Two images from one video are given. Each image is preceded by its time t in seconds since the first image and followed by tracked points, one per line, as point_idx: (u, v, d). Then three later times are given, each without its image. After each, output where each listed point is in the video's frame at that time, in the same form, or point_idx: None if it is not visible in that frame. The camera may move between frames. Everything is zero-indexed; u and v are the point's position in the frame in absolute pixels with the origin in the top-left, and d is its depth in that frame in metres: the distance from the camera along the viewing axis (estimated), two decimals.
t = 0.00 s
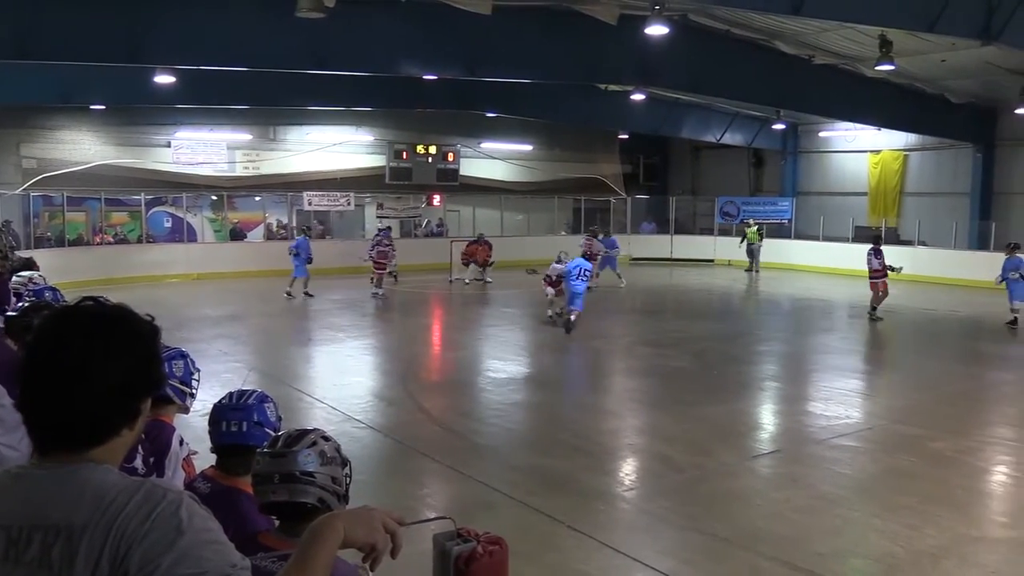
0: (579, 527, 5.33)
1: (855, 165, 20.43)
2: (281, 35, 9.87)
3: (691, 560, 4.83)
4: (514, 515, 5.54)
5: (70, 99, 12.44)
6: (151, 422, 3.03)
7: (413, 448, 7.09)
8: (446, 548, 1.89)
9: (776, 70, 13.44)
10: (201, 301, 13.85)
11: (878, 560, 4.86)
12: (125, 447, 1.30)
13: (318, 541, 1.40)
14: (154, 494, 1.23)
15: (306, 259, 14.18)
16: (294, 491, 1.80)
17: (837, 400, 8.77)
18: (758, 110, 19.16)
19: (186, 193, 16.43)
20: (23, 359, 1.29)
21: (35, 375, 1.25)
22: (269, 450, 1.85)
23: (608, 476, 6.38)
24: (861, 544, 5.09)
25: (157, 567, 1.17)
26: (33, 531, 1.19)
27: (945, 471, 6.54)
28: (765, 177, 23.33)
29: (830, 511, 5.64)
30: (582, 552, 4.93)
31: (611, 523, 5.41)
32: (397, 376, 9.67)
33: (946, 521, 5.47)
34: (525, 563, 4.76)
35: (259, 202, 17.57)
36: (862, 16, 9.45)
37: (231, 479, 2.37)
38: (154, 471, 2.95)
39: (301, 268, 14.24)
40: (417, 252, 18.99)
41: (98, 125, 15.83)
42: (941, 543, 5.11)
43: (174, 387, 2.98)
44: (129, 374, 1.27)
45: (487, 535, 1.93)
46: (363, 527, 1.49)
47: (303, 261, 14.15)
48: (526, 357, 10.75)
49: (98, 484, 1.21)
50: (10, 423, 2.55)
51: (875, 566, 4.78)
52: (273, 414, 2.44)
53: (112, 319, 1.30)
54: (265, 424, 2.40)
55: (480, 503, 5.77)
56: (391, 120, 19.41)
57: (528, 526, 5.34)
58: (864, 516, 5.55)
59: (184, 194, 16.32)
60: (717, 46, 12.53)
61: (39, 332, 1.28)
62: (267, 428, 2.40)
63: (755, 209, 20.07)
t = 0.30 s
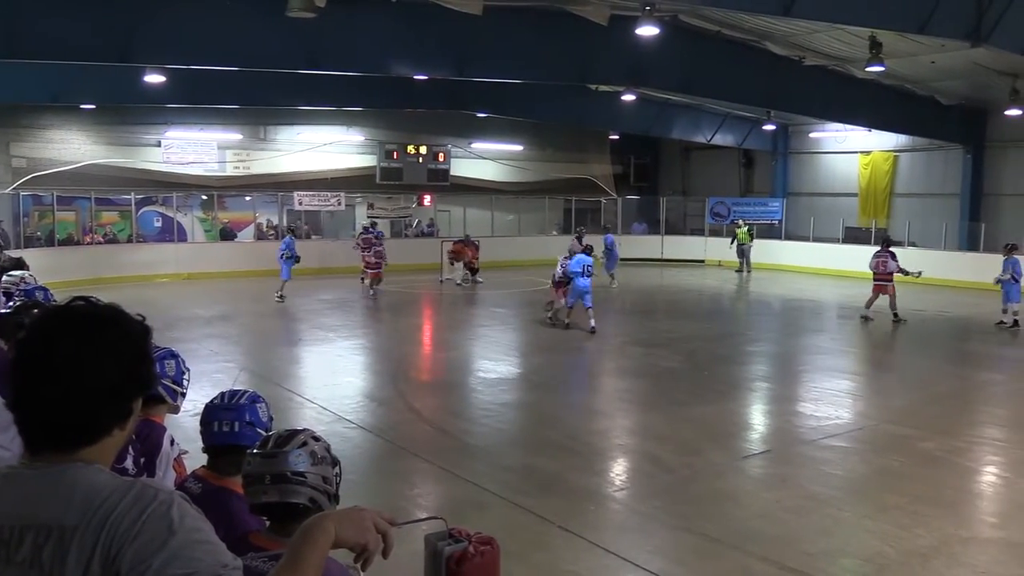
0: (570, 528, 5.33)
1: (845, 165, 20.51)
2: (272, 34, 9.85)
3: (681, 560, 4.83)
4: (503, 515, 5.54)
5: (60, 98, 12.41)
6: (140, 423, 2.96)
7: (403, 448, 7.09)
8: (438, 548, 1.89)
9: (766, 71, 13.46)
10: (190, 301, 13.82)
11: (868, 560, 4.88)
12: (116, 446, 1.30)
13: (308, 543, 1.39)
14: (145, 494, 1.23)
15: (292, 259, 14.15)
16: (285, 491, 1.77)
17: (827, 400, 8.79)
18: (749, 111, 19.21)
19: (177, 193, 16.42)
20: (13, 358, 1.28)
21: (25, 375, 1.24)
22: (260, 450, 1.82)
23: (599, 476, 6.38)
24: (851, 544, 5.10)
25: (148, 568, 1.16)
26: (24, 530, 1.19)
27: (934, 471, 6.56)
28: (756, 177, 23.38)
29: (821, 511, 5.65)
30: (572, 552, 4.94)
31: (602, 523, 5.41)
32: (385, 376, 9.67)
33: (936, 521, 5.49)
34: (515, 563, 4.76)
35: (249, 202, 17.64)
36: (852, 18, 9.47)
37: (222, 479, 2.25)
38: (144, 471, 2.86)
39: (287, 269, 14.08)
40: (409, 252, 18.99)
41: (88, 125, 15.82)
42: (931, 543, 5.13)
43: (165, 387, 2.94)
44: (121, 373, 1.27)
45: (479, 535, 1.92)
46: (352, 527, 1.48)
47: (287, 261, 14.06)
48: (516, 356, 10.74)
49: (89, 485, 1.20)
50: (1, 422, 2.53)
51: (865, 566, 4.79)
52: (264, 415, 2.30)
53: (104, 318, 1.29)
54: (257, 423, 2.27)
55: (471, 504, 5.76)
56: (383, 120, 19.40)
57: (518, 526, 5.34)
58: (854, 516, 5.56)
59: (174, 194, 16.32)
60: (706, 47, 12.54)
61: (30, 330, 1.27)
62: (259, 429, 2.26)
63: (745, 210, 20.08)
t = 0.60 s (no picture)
0: (569, 527, 5.33)
1: (843, 165, 20.52)
2: (270, 34, 9.85)
3: (679, 560, 4.83)
4: (502, 515, 5.54)
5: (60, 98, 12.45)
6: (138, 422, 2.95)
7: (401, 447, 7.10)
8: (435, 548, 1.89)
9: (765, 72, 13.46)
10: (189, 301, 13.84)
11: (866, 559, 4.88)
12: (115, 445, 1.30)
13: (307, 544, 1.39)
14: (144, 493, 1.22)
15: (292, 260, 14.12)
16: (290, 493, 1.76)
17: (825, 400, 8.80)
18: (748, 111, 19.21)
19: (175, 193, 16.40)
20: (10, 357, 1.28)
21: (22, 373, 1.23)
22: (265, 451, 1.82)
23: (597, 476, 6.38)
24: (849, 543, 5.10)
25: (147, 567, 1.16)
26: (21, 530, 1.18)
27: (933, 471, 6.57)
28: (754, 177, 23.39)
29: (819, 511, 5.65)
30: (572, 552, 4.93)
31: (601, 523, 5.41)
32: (383, 376, 9.66)
33: (934, 521, 5.49)
34: (515, 563, 4.77)
35: (248, 202, 17.61)
36: (850, 17, 9.47)
37: (220, 479, 2.21)
38: (143, 472, 2.84)
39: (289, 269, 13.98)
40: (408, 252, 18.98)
41: (87, 125, 15.85)
42: (930, 543, 5.13)
43: (164, 386, 2.96)
44: (118, 372, 1.27)
45: (476, 535, 1.92)
46: (351, 528, 1.48)
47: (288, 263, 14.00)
48: (514, 357, 10.73)
49: (87, 484, 1.20)
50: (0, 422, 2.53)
51: (863, 566, 4.79)
52: (264, 417, 2.29)
53: (101, 316, 1.29)
54: (256, 424, 2.25)
55: (469, 504, 5.76)
56: (381, 120, 19.41)
57: (516, 527, 5.34)
58: (852, 516, 5.56)
59: (172, 194, 16.34)
60: (704, 46, 12.53)
61: (28, 329, 1.27)
62: (258, 429, 2.25)
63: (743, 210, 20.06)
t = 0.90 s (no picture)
0: (571, 527, 5.32)
1: (846, 164, 20.50)
2: (272, 34, 9.85)
3: (682, 559, 4.83)
4: (504, 514, 5.54)
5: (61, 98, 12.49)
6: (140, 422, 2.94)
7: (403, 447, 7.10)
8: (437, 547, 1.88)
9: (767, 71, 13.43)
10: (191, 301, 13.86)
11: (869, 559, 4.87)
12: (117, 443, 1.29)
13: (309, 544, 1.39)
14: (146, 493, 1.22)
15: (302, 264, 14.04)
16: (304, 473, 1.81)
17: (828, 399, 8.78)
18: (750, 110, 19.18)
19: (178, 193, 16.42)
20: (12, 357, 1.28)
21: (25, 373, 1.24)
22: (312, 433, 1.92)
23: (599, 475, 6.37)
24: (852, 543, 5.10)
25: (150, 567, 1.15)
26: (24, 529, 1.18)
27: (936, 470, 6.55)
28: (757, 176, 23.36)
29: (822, 510, 5.64)
30: (574, 551, 4.93)
31: (603, 522, 5.40)
32: (385, 376, 9.64)
33: (937, 520, 5.48)
34: (517, 562, 4.76)
35: (250, 201, 17.57)
36: (852, 16, 9.45)
37: (221, 478, 2.18)
38: (145, 471, 2.83)
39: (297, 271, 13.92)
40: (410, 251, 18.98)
41: (89, 125, 15.85)
42: (932, 542, 5.12)
43: (166, 386, 2.94)
44: (119, 370, 1.26)
45: (479, 535, 1.92)
46: (353, 528, 1.48)
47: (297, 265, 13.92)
48: (516, 356, 10.73)
49: (89, 484, 1.20)
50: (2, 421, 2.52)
51: (865, 565, 4.79)
52: (265, 417, 2.25)
53: (102, 315, 1.29)
54: (257, 423, 2.20)
55: (472, 503, 5.76)
56: (383, 119, 19.42)
57: (518, 526, 5.33)
58: (855, 515, 5.55)
59: (175, 193, 16.36)
60: (706, 44, 12.51)
61: (30, 329, 1.27)
62: (259, 429, 2.20)
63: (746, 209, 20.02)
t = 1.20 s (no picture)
0: (568, 527, 5.32)
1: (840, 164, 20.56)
2: (269, 32, 9.83)
3: (678, 558, 4.84)
4: (501, 513, 5.54)
5: (56, 97, 12.46)
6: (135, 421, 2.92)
7: (399, 446, 7.09)
8: (434, 546, 1.87)
9: (764, 71, 13.48)
10: (187, 300, 13.82)
11: (864, 557, 4.89)
12: (111, 442, 1.28)
13: (303, 542, 1.39)
14: (141, 492, 1.21)
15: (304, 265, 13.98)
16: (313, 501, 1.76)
17: (823, 398, 8.80)
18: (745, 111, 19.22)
19: (172, 192, 16.42)
20: (6, 354, 1.27)
21: (17, 372, 1.22)
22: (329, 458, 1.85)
23: (596, 475, 6.37)
24: (847, 541, 5.12)
25: (143, 566, 1.15)
26: (18, 528, 1.18)
27: (932, 469, 6.57)
28: (752, 176, 23.43)
29: (817, 509, 5.66)
30: (570, 550, 4.93)
31: (599, 522, 5.40)
32: (383, 375, 9.63)
33: (932, 519, 5.50)
34: (515, 561, 4.76)
35: (246, 200, 17.43)
36: (850, 16, 9.49)
37: (215, 478, 2.14)
38: (138, 472, 2.82)
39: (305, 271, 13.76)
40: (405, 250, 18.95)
41: (84, 123, 15.79)
42: (926, 541, 5.14)
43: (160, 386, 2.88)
44: (113, 370, 1.25)
45: (476, 535, 1.91)
46: (349, 527, 1.47)
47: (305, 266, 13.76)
48: (513, 356, 10.73)
49: (84, 483, 1.19)
50: None
51: (860, 564, 4.80)
52: (259, 416, 2.22)
53: (95, 313, 1.27)
54: (250, 422, 2.18)
55: (469, 503, 5.76)
56: (378, 119, 19.40)
57: (515, 525, 5.34)
58: (849, 514, 5.57)
59: (170, 192, 16.34)
60: (705, 44, 12.54)
61: (22, 327, 1.26)
62: (252, 428, 2.18)
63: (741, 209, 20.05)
